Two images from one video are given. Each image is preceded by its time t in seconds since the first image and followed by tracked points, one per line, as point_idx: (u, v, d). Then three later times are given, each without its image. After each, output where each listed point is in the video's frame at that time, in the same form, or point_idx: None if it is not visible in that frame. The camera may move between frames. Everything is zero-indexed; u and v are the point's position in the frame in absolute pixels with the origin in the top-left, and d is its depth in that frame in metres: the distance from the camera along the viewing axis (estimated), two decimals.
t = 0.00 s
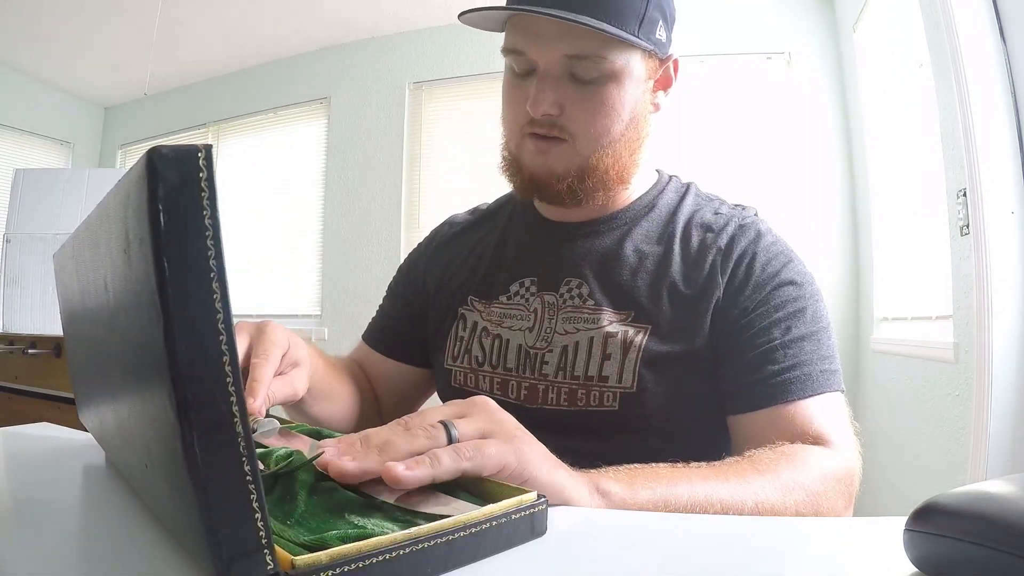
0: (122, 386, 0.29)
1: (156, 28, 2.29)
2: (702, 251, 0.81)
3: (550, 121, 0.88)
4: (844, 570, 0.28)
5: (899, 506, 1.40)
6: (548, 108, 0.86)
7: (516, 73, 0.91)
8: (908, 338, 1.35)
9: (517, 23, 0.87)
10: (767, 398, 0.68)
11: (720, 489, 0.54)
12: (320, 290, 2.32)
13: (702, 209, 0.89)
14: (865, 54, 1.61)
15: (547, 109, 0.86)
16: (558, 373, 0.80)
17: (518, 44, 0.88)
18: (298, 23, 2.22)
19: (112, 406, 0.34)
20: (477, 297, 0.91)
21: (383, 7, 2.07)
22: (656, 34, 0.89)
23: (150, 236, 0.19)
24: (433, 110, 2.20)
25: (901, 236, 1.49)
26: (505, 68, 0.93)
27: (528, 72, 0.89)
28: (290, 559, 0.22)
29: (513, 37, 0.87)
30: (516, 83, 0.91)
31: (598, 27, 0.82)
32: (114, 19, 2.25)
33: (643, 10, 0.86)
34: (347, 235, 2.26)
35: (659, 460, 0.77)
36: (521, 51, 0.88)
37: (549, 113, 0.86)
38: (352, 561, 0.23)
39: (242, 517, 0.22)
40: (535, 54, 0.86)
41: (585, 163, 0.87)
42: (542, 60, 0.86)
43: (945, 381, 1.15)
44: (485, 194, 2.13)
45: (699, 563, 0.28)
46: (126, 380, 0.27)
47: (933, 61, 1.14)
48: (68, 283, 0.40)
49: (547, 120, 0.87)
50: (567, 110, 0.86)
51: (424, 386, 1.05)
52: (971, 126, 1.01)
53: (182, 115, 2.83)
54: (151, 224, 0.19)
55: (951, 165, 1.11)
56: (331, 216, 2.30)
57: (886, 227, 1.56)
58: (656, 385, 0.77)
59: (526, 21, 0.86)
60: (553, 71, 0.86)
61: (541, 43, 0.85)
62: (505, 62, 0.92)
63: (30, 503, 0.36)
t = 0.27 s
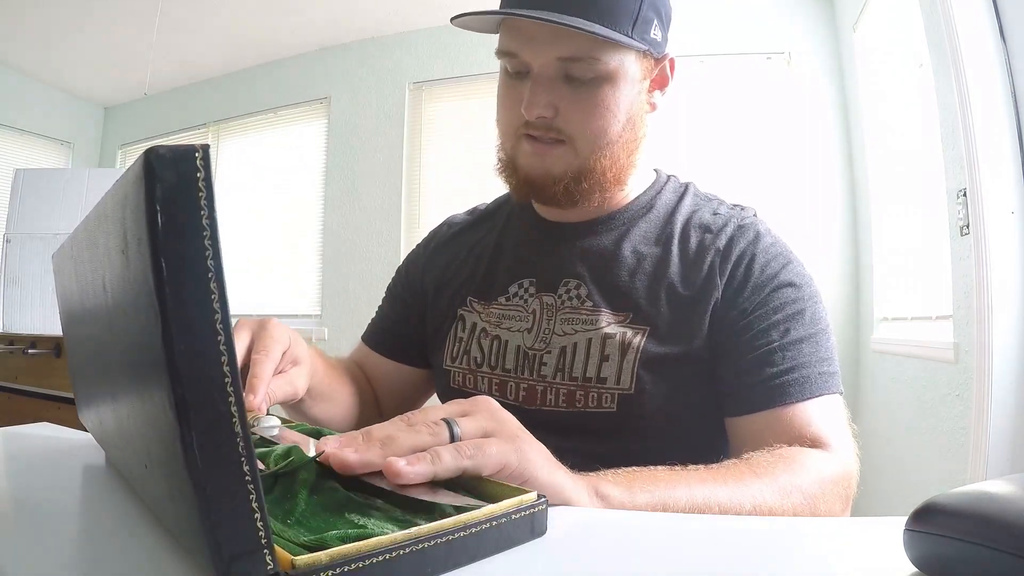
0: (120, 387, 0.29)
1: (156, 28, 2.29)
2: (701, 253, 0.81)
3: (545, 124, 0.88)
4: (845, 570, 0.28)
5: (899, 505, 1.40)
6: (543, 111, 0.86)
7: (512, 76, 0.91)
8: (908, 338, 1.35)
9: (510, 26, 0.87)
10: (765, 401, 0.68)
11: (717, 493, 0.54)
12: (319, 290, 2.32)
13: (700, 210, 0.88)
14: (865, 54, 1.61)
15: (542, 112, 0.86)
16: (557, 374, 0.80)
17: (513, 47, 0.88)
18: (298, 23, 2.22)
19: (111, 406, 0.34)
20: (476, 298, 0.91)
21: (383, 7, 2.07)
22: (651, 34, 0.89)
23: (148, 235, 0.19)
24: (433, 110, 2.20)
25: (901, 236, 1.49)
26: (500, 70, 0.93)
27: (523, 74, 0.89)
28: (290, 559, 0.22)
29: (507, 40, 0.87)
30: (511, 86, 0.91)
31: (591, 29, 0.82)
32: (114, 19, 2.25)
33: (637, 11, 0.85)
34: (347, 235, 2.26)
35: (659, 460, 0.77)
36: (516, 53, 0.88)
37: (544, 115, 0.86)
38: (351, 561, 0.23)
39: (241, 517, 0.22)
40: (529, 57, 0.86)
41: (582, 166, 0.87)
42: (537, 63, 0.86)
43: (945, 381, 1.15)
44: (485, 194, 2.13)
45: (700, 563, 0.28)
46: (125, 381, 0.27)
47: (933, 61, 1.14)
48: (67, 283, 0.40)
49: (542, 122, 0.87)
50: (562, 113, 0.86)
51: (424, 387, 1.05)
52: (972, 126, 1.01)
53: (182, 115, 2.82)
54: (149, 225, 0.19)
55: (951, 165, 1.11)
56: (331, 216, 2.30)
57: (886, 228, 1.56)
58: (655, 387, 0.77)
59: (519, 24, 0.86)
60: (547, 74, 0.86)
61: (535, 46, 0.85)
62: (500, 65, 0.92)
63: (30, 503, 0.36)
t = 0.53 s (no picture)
0: (121, 388, 0.29)
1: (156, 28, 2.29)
2: (701, 253, 0.81)
3: (543, 125, 0.88)
4: (845, 570, 0.28)
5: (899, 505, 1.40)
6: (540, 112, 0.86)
7: (509, 77, 0.91)
8: (908, 338, 1.35)
9: (507, 27, 0.87)
10: (765, 401, 0.68)
11: (716, 494, 0.54)
12: (320, 290, 2.32)
13: (700, 210, 0.88)
14: (866, 54, 1.61)
15: (538, 113, 0.86)
16: (557, 375, 0.80)
17: (510, 48, 0.88)
18: (298, 23, 2.22)
19: (111, 406, 0.34)
20: (475, 299, 0.91)
21: (383, 7, 2.07)
22: (649, 34, 0.89)
23: (150, 237, 0.19)
24: (433, 110, 2.20)
25: (901, 236, 1.49)
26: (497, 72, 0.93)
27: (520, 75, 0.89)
28: (289, 558, 0.22)
29: (504, 41, 0.87)
30: (508, 87, 0.91)
31: (586, 32, 0.82)
32: (114, 19, 2.24)
33: (635, 11, 0.85)
34: (348, 235, 2.26)
35: (659, 461, 0.77)
36: (513, 55, 0.88)
37: (541, 116, 0.86)
38: (349, 560, 0.23)
39: (241, 517, 0.22)
40: (526, 58, 0.86)
41: (579, 166, 0.87)
42: (534, 65, 0.86)
43: (945, 382, 1.15)
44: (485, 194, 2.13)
45: (700, 563, 0.28)
46: (126, 382, 0.27)
47: (933, 60, 1.14)
48: (68, 283, 0.40)
49: (539, 124, 0.87)
50: (559, 114, 0.86)
51: (424, 387, 1.06)
52: (972, 125, 1.01)
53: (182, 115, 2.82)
54: (151, 224, 0.19)
55: (951, 165, 1.11)
56: (331, 216, 2.30)
57: (886, 228, 1.56)
58: (655, 387, 0.77)
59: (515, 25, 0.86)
60: (544, 76, 0.86)
61: (532, 47, 0.85)
62: (498, 66, 0.92)
63: (31, 503, 0.36)
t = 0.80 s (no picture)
0: (121, 389, 0.29)
1: (156, 28, 2.29)
2: (702, 251, 0.81)
3: (543, 126, 0.88)
4: (846, 570, 0.28)
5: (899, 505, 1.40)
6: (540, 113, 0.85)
7: (510, 77, 0.91)
8: (908, 338, 1.35)
9: (509, 27, 0.87)
10: (766, 400, 0.68)
11: (717, 493, 0.54)
12: (319, 290, 2.32)
13: (701, 209, 0.88)
14: (865, 54, 1.61)
15: (539, 114, 0.86)
16: (557, 375, 0.80)
17: (511, 48, 0.88)
18: (298, 23, 2.22)
19: (110, 407, 0.34)
20: (475, 298, 0.91)
21: (383, 7, 2.07)
22: (651, 36, 0.89)
23: (148, 236, 0.19)
24: (433, 110, 2.20)
25: (901, 237, 1.49)
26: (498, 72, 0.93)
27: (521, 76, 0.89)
28: (288, 558, 0.22)
29: (505, 41, 0.87)
30: (510, 87, 0.91)
31: (588, 33, 0.82)
32: (114, 19, 2.24)
33: (636, 13, 0.85)
34: (348, 235, 2.26)
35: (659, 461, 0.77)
36: (514, 55, 0.88)
37: (541, 117, 0.86)
38: (348, 560, 0.23)
39: (240, 518, 0.22)
40: (528, 59, 0.86)
41: (579, 167, 0.87)
42: (536, 65, 0.86)
43: (945, 382, 1.15)
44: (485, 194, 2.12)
45: (701, 562, 0.28)
46: (125, 381, 0.27)
47: (933, 60, 1.14)
48: (67, 283, 0.40)
49: (540, 124, 0.87)
50: (560, 115, 0.86)
51: (424, 388, 1.05)
52: (971, 125, 1.01)
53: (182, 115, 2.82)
54: (149, 224, 0.19)
55: (951, 165, 1.11)
56: (331, 216, 2.30)
57: (886, 228, 1.56)
58: (656, 386, 0.77)
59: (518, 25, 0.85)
60: (545, 77, 0.86)
61: (534, 48, 0.85)
62: (499, 65, 0.92)
63: (30, 503, 0.36)
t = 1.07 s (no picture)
0: (121, 386, 0.29)
1: (156, 28, 2.29)
2: (704, 249, 0.81)
3: (546, 125, 0.88)
4: (846, 570, 0.28)
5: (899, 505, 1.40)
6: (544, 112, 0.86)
7: (513, 76, 0.91)
8: (908, 338, 1.35)
9: (513, 25, 0.87)
10: (767, 399, 0.68)
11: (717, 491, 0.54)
12: (320, 289, 2.32)
13: (703, 208, 0.89)
14: (866, 54, 1.61)
15: (542, 112, 0.86)
16: (557, 373, 0.80)
17: (515, 47, 0.88)
18: (298, 23, 2.22)
19: (111, 408, 0.34)
20: (475, 296, 0.91)
21: (383, 7, 2.07)
22: (654, 36, 0.89)
23: (149, 236, 0.19)
24: (433, 110, 2.19)
25: (901, 236, 1.49)
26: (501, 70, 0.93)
27: (524, 75, 0.89)
28: (288, 558, 0.22)
29: (509, 40, 0.87)
30: (513, 85, 0.91)
31: (591, 33, 0.82)
32: (114, 19, 2.24)
33: (640, 14, 0.85)
34: (348, 235, 2.26)
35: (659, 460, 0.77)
36: (518, 54, 0.87)
37: (544, 116, 0.86)
38: (348, 560, 0.23)
39: (241, 517, 0.22)
40: (531, 57, 0.86)
41: (582, 166, 0.87)
42: (539, 64, 0.86)
43: (945, 382, 1.15)
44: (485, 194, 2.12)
45: (702, 562, 0.28)
46: (125, 379, 0.27)
47: (933, 60, 1.14)
48: (68, 282, 0.40)
49: (543, 123, 0.87)
50: (563, 114, 0.86)
51: (424, 387, 1.06)
52: (971, 125, 1.01)
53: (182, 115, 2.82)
54: (151, 224, 0.19)
55: (951, 165, 1.11)
56: (331, 216, 2.30)
57: (886, 228, 1.56)
58: (657, 385, 0.77)
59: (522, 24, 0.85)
60: (549, 75, 0.86)
61: (537, 47, 0.85)
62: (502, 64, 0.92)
63: (30, 502, 0.36)
